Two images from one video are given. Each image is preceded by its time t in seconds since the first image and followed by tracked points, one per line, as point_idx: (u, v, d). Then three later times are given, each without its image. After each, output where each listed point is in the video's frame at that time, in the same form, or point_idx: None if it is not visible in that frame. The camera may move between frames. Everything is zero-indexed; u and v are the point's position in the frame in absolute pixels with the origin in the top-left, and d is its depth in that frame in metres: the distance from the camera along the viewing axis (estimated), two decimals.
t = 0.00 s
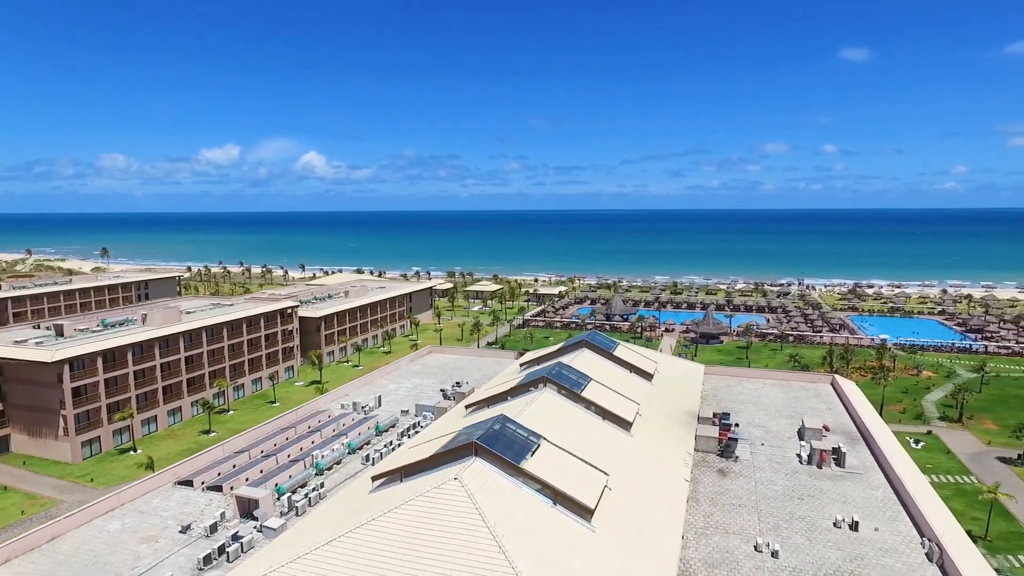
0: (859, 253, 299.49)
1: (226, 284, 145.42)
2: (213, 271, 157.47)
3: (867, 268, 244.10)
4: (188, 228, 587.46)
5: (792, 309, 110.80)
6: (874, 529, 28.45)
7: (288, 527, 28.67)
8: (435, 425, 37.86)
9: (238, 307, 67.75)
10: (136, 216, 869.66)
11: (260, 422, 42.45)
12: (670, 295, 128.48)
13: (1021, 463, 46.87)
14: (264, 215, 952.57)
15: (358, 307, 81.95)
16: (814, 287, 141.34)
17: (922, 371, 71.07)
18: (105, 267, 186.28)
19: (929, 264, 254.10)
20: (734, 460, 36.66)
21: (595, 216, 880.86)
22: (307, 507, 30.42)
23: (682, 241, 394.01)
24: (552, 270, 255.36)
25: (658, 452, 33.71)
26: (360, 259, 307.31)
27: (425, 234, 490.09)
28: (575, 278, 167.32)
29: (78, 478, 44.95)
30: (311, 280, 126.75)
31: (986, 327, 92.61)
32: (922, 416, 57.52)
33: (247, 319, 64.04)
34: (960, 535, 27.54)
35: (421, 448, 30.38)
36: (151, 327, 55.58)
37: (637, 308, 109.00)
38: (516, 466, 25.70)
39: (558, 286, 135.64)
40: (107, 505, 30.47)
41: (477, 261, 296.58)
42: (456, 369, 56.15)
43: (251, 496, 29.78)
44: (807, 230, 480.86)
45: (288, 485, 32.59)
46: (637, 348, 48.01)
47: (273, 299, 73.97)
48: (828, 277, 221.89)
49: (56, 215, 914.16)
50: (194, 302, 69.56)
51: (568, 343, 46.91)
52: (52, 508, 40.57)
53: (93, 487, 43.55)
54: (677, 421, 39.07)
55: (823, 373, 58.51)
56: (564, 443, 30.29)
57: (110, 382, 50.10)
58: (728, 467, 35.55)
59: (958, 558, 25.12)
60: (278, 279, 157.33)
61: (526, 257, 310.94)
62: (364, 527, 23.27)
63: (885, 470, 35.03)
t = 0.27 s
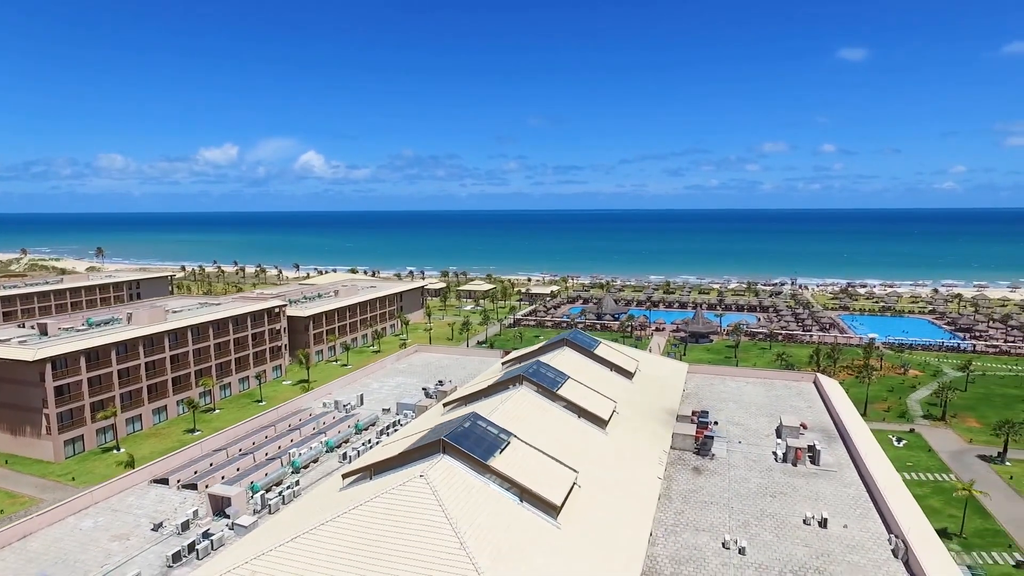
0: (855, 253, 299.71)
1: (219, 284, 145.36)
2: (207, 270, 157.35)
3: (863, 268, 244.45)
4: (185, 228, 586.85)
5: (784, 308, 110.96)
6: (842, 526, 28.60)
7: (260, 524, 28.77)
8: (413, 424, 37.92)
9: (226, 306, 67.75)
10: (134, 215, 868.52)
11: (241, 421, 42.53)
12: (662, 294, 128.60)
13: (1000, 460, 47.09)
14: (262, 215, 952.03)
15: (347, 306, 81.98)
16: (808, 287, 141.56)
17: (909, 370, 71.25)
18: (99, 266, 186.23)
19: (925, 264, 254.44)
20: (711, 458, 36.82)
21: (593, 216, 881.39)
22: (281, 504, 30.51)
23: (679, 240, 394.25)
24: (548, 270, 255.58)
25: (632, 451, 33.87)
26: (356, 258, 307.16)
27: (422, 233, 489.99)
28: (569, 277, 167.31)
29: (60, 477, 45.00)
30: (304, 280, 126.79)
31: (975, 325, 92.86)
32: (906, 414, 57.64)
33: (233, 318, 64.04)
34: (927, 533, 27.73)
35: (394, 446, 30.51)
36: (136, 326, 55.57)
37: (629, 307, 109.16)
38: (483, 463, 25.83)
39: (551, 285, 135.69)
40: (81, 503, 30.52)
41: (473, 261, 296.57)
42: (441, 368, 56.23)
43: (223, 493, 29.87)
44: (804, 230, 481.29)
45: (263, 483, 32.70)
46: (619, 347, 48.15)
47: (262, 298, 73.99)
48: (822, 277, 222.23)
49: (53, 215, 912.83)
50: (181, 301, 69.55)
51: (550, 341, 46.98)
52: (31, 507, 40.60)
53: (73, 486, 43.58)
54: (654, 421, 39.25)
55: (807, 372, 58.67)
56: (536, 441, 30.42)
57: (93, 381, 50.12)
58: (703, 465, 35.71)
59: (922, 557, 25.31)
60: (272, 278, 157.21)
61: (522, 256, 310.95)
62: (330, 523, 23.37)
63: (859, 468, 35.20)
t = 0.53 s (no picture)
0: (851, 253, 299.95)
1: (212, 283, 145.45)
2: (200, 270, 157.41)
3: (858, 267, 244.58)
4: (183, 228, 586.75)
5: (774, 307, 111.12)
6: (806, 523, 28.74)
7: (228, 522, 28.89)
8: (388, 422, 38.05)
9: (212, 306, 67.87)
10: (132, 215, 868.11)
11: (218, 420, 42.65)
12: (654, 293, 128.71)
13: (977, 458, 47.27)
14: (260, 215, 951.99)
15: (335, 306, 82.07)
16: (800, 286, 141.77)
17: (894, 368, 71.42)
18: (94, 266, 186.42)
19: (920, 263, 254.62)
20: (683, 456, 36.99)
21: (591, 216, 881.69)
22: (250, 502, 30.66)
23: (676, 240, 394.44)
24: (544, 270, 255.74)
25: (603, 449, 34.02)
26: (353, 258, 307.24)
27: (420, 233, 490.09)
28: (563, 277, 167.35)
29: (39, 476, 45.09)
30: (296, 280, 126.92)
31: (963, 324, 93.13)
32: (888, 413, 57.81)
33: (219, 317, 64.14)
34: (890, 530, 27.90)
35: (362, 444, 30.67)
36: (119, 325, 55.67)
37: (619, 307, 109.34)
38: (446, 461, 26.00)
39: (543, 285, 135.77)
40: (51, 501, 30.63)
41: (469, 261, 296.70)
42: (424, 367, 56.37)
43: (192, 491, 30.00)
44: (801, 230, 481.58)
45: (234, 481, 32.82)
46: (598, 345, 48.33)
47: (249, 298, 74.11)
48: (817, 276, 222.44)
49: (51, 215, 912.16)
50: (168, 301, 69.67)
51: (529, 340, 47.13)
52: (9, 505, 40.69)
53: (52, 485, 43.67)
54: (628, 419, 39.40)
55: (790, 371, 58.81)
56: (504, 438, 30.58)
57: (75, 381, 50.22)
58: (675, 463, 35.87)
59: (881, 553, 25.50)
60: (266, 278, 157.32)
61: (518, 256, 311.16)
62: (290, 520, 23.47)
63: (829, 465, 35.39)
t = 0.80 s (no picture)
0: (846, 253, 300.26)
1: (206, 283, 145.54)
2: (194, 270, 157.50)
3: (853, 267, 244.87)
4: (181, 228, 586.84)
5: (764, 306, 111.33)
6: (772, 519, 28.88)
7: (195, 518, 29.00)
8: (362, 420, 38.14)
9: (197, 305, 67.99)
10: (130, 215, 868.14)
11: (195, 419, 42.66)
12: (646, 293, 128.90)
13: (955, 456, 47.40)
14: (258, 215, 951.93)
15: (323, 305, 82.15)
16: (792, 285, 141.91)
17: (878, 367, 71.61)
18: (88, 266, 186.57)
19: (915, 263, 254.89)
20: (656, 454, 37.14)
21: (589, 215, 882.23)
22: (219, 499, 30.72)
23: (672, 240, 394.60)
24: (539, 269, 255.73)
25: (574, 447, 34.15)
26: (349, 258, 307.47)
27: (417, 234, 490.18)
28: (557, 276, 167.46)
29: (18, 474, 45.15)
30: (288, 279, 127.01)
31: (951, 323, 93.39)
32: (870, 411, 57.93)
33: (204, 317, 64.18)
34: (853, 526, 28.01)
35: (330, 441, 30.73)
36: (102, 324, 55.76)
37: (609, 306, 109.51)
38: (407, 457, 26.10)
39: (535, 284, 135.85)
40: (21, 498, 30.71)
41: (465, 261, 296.62)
42: (406, 366, 56.51)
43: (161, 488, 30.10)
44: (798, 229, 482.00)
45: (205, 478, 32.92)
46: (577, 344, 48.52)
47: (236, 297, 74.26)
48: (812, 275, 222.64)
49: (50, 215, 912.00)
50: (154, 300, 69.73)
51: (509, 338, 47.28)
52: None
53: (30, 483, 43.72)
54: (603, 418, 39.54)
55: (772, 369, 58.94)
56: (471, 436, 30.72)
57: (56, 379, 50.31)
58: (647, 460, 36.01)
59: (841, 550, 25.62)
60: (259, 278, 157.38)
61: (514, 256, 311.26)
62: (250, 517, 23.50)
63: (800, 463, 35.52)
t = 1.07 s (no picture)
0: (843, 252, 300.32)
1: (199, 283, 145.73)
2: (188, 270, 157.72)
3: (848, 266, 245.01)
4: (179, 228, 587.06)
5: (755, 305, 111.45)
6: (737, 517, 28.99)
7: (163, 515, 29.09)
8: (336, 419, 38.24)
9: (183, 304, 68.10)
10: (129, 215, 868.13)
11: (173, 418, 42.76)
12: (638, 292, 129.02)
13: (933, 454, 47.52)
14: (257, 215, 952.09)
15: (311, 304, 82.21)
16: (785, 285, 142.06)
17: (864, 366, 71.70)
18: (83, 266, 186.74)
19: (911, 262, 255.04)
20: (629, 452, 37.21)
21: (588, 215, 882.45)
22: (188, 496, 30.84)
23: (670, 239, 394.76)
24: (536, 270, 255.97)
25: (545, 445, 34.24)
26: (346, 258, 307.69)
27: (415, 233, 490.28)
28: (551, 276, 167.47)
29: None
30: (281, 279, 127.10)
31: (939, 321, 93.55)
32: (852, 409, 58.04)
33: (189, 316, 64.23)
34: (817, 523, 28.13)
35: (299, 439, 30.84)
36: (85, 323, 55.86)
37: (600, 305, 109.73)
38: (370, 455, 26.21)
39: (529, 283, 135.96)
40: None
41: (462, 261, 296.69)
42: (389, 365, 56.63)
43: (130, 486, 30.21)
44: (796, 229, 482.16)
45: (177, 477, 33.00)
46: (557, 342, 48.64)
47: (223, 296, 74.35)
48: (807, 275, 222.89)
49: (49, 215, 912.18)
50: (140, 299, 69.81)
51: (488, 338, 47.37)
52: None
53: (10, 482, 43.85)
54: (578, 416, 39.62)
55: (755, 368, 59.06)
56: (439, 434, 30.85)
57: (37, 378, 50.41)
58: (619, 458, 36.11)
59: (802, 548, 25.74)
60: (254, 278, 157.54)
61: (512, 256, 311.53)
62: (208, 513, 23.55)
63: (771, 461, 35.66)
